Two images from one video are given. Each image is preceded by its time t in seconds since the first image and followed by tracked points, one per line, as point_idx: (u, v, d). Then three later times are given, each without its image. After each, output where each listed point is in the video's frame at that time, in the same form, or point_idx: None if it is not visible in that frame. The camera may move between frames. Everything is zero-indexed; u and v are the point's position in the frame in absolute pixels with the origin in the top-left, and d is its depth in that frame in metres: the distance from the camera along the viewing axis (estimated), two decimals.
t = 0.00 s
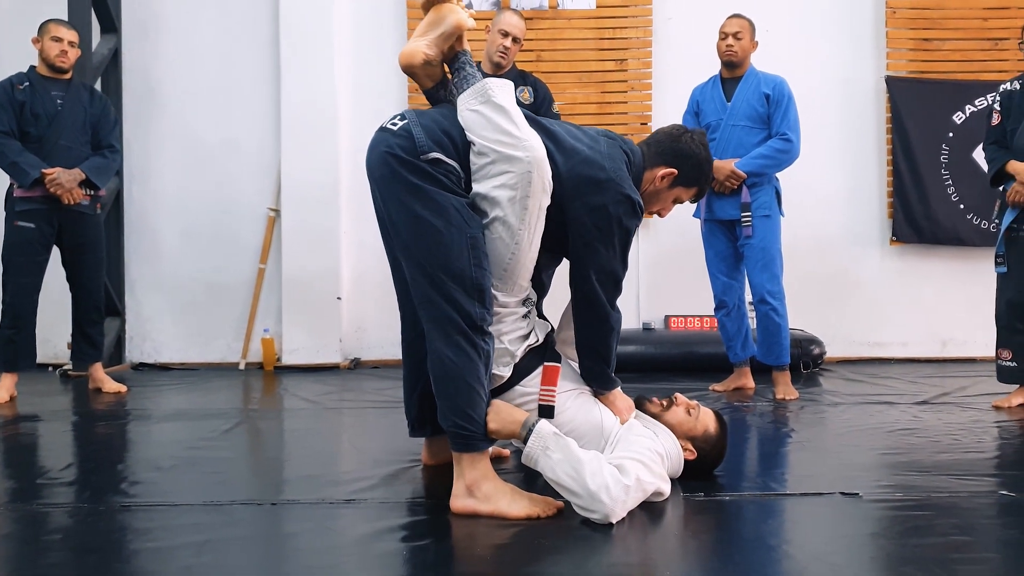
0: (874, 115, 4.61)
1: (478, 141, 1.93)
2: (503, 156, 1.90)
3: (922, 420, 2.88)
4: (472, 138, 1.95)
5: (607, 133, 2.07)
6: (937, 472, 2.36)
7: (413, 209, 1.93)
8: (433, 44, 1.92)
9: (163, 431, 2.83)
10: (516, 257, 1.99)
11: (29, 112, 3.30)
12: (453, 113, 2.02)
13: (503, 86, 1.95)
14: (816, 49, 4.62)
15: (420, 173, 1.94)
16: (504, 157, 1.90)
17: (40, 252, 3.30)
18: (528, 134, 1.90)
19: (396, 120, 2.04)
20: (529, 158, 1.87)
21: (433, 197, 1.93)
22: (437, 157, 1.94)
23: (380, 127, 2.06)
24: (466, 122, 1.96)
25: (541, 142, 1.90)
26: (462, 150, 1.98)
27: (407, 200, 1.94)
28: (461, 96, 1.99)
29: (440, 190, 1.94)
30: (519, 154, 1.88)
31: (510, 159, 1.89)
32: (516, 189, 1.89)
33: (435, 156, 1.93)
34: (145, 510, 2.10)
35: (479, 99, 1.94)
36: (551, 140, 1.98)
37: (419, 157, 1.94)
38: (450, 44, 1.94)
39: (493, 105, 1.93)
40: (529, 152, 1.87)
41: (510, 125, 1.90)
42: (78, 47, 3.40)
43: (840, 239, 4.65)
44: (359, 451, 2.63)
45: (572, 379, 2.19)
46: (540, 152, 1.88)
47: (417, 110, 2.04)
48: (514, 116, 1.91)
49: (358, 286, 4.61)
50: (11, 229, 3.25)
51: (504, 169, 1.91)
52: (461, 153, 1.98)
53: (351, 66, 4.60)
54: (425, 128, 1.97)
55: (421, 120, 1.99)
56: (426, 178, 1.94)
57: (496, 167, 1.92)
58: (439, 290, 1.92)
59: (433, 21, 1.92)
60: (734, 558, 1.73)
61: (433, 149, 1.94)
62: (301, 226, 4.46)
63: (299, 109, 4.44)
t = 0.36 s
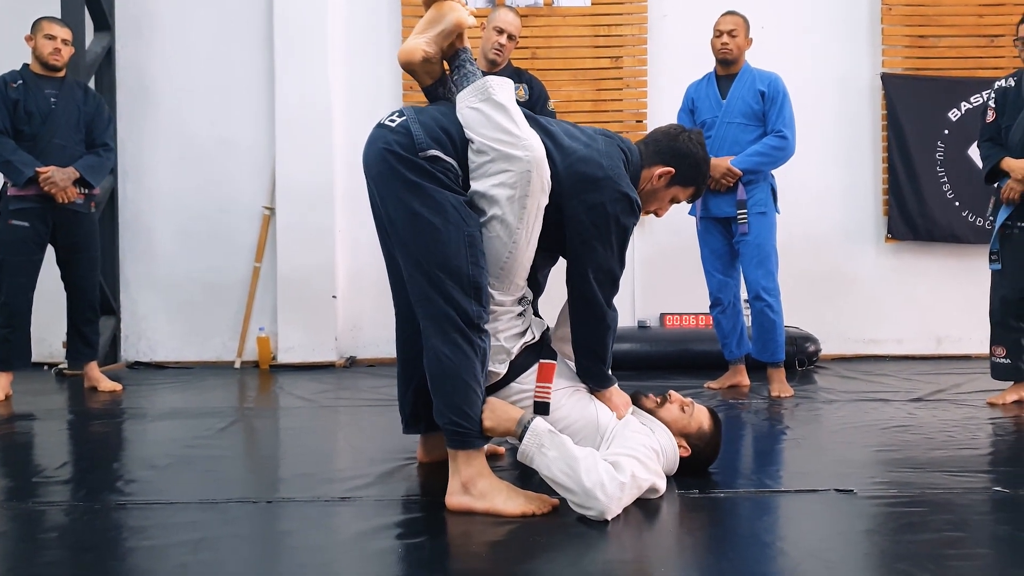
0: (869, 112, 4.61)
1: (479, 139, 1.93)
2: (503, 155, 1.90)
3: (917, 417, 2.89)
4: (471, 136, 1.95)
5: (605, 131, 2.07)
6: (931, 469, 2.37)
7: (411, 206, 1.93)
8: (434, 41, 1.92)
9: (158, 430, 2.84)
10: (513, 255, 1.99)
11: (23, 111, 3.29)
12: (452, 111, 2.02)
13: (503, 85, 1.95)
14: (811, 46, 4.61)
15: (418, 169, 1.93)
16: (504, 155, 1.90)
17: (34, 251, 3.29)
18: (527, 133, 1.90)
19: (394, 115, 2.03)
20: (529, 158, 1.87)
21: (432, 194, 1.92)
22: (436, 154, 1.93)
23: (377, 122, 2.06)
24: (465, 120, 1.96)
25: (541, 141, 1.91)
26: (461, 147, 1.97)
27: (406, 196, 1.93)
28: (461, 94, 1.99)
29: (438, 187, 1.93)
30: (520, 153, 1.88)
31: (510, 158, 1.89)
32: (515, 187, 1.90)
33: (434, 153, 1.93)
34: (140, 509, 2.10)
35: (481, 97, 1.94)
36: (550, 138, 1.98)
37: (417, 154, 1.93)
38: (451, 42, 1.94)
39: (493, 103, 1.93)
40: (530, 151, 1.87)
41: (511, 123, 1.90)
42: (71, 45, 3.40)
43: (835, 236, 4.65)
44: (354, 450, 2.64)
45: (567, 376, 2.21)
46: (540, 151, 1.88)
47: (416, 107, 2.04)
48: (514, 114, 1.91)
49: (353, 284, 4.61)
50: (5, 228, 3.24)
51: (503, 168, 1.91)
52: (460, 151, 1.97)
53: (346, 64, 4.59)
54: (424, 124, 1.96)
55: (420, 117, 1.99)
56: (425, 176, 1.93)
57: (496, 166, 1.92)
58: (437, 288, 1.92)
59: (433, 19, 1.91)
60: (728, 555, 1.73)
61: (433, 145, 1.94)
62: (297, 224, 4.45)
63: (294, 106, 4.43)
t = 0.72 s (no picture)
0: (868, 105, 4.60)
1: (475, 131, 1.93)
2: (500, 148, 1.90)
3: (914, 410, 2.89)
4: (468, 129, 1.95)
5: (601, 123, 2.07)
6: (928, 461, 2.37)
7: (408, 199, 1.92)
8: (430, 34, 1.92)
9: (157, 423, 2.84)
10: (511, 248, 1.99)
11: (19, 104, 3.29)
12: (448, 103, 2.01)
13: (499, 77, 1.95)
14: (810, 37, 4.60)
15: (414, 163, 1.93)
16: (501, 148, 1.89)
17: (32, 245, 3.29)
18: (524, 126, 1.90)
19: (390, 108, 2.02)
20: (526, 150, 1.87)
21: (429, 187, 1.92)
22: (432, 147, 1.93)
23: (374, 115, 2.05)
24: (462, 113, 1.95)
25: (537, 133, 1.90)
26: (458, 140, 1.97)
27: (403, 190, 1.93)
28: (457, 86, 1.98)
29: (435, 180, 1.93)
30: (517, 146, 1.87)
31: (507, 152, 1.89)
32: (512, 181, 1.89)
33: (431, 146, 1.93)
34: (139, 502, 2.11)
35: (477, 89, 1.94)
36: (547, 130, 1.98)
37: (414, 148, 1.93)
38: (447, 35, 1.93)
39: (490, 96, 1.93)
40: (526, 143, 1.87)
41: (507, 116, 1.90)
42: (68, 38, 3.39)
43: (833, 229, 4.65)
44: (351, 443, 2.64)
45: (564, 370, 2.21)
46: (537, 145, 1.88)
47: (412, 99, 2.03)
48: (511, 107, 1.91)
49: (350, 278, 4.61)
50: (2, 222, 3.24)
51: (500, 160, 1.91)
52: (457, 143, 1.97)
53: (343, 56, 4.58)
54: (420, 118, 1.96)
55: (416, 109, 1.98)
56: (422, 169, 1.93)
57: (493, 158, 1.92)
58: (434, 281, 1.92)
59: (427, 11, 1.91)
60: (726, 547, 1.74)
61: (429, 138, 1.94)
62: (294, 217, 4.45)
63: (291, 99, 4.43)
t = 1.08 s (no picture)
0: (870, 93, 4.57)
1: (473, 124, 1.92)
2: (498, 142, 1.89)
3: (918, 401, 2.87)
4: (465, 121, 1.94)
5: (598, 114, 2.05)
6: (931, 452, 2.36)
7: (407, 192, 1.92)
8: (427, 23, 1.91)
9: (159, 417, 2.86)
10: (509, 242, 1.99)
11: (21, 100, 3.31)
12: (445, 96, 2.01)
13: (496, 69, 1.94)
14: (811, 26, 4.57)
15: (412, 156, 1.93)
16: (500, 141, 1.89)
17: (34, 241, 3.32)
18: (523, 119, 1.90)
19: (386, 101, 2.01)
20: (524, 144, 1.87)
21: (426, 180, 1.91)
22: (429, 140, 1.92)
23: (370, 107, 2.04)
24: (459, 105, 1.95)
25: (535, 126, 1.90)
26: (455, 133, 1.96)
27: (401, 184, 1.92)
28: (454, 78, 1.97)
29: (433, 173, 1.93)
30: (516, 140, 1.87)
31: (505, 144, 1.88)
32: (511, 173, 1.89)
33: (428, 139, 1.92)
34: (142, 495, 2.12)
35: (475, 82, 1.93)
36: (544, 121, 1.97)
37: (411, 141, 1.92)
38: (444, 28, 1.92)
39: (488, 88, 1.92)
40: (525, 137, 1.87)
41: (506, 109, 1.89)
42: (68, 34, 3.40)
43: (837, 219, 4.62)
44: (351, 436, 2.65)
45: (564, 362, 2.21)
46: (536, 138, 1.88)
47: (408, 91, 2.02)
48: (510, 100, 1.90)
49: (351, 272, 4.63)
50: (4, 218, 3.26)
51: (498, 153, 1.90)
52: (454, 136, 1.96)
53: (342, 49, 4.58)
54: (417, 110, 1.95)
55: (412, 101, 1.97)
56: (419, 162, 1.93)
57: (492, 151, 1.91)
58: (433, 274, 1.92)
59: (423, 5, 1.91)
60: (728, 539, 1.73)
61: (426, 131, 1.93)
62: (297, 212, 4.46)
63: (290, 93, 4.43)
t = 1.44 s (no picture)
0: (879, 88, 4.54)
1: (479, 123, 1.92)
2: (505, 141, 1.89)
3: (928, 397, 2.85)
4: (472, 120, 1.94)
5: (604, 110, 2.04)
6: (942, 448, 2.34)
7: (413, 191, 1.92)
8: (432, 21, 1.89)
9: (168, 415, 2.87)
10: (516, 240, 1.99)
11: (31, 101, 3.33)
12: (451, 94, 2.00)
13: (502, 67, 1.93)
14: (818, 21, 4.55)
15: (418, 155, 1.92)
16: (507, 140, 1.88)
17: (44, 240, 3.34)
18: (530, 118, 1.89)
19: (391, 100, 2.00)
20: (531, 143, 1.86)
21: (433, 179, 1.91)
22: (435, 139, 1.92)
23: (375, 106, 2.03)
24: (465, 104, 1.94)
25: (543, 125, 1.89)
26: (462, 132, 1.96)
27: (407, 183, 1.92)
28: (460, 77, 1.97)
29: (439, 172, 1.92)
30: (523, 139, 1.86)
31: (513, 144, 1.88)
32: (519, 172, 1.89)
33: (434, 137, 1.92)
34: (151, 493, 2.13)
35: (481, 81, 1.93)
36: (550, 119, 1.96)
37: (417, 140, 1.92)
38: (448, 28, 1.91)
39: (495, 88, 1.91)
40: (533, 136, 1.86)
41: (513, 108, 1.89)
42: (77, 35, 3.43)
43: (846, 215, 4.59)
44: (359, 433, 2.65)
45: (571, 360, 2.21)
46: (543, 137, 1.87)
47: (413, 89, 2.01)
48: (516, 99, 1.90)
49: (358, 271, 4.63)
50: (15, 218, 3.29)
51: (505, 152, 1.90)
52: (460, 135, 1.96)
53: (349, 49, 4.59)
54: (422, 109, 1.95)
55: (417, 100, 1.97)
56: (425, 161, 1.92)
57: (499, 150, 1.91)
58: (439, 274, 1.92)
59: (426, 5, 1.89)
60: (737, 536, 1.72)
61: (433, 130, 1.92)
62: (305, 212, 4.47)
63: (297, 92, 4.45)
